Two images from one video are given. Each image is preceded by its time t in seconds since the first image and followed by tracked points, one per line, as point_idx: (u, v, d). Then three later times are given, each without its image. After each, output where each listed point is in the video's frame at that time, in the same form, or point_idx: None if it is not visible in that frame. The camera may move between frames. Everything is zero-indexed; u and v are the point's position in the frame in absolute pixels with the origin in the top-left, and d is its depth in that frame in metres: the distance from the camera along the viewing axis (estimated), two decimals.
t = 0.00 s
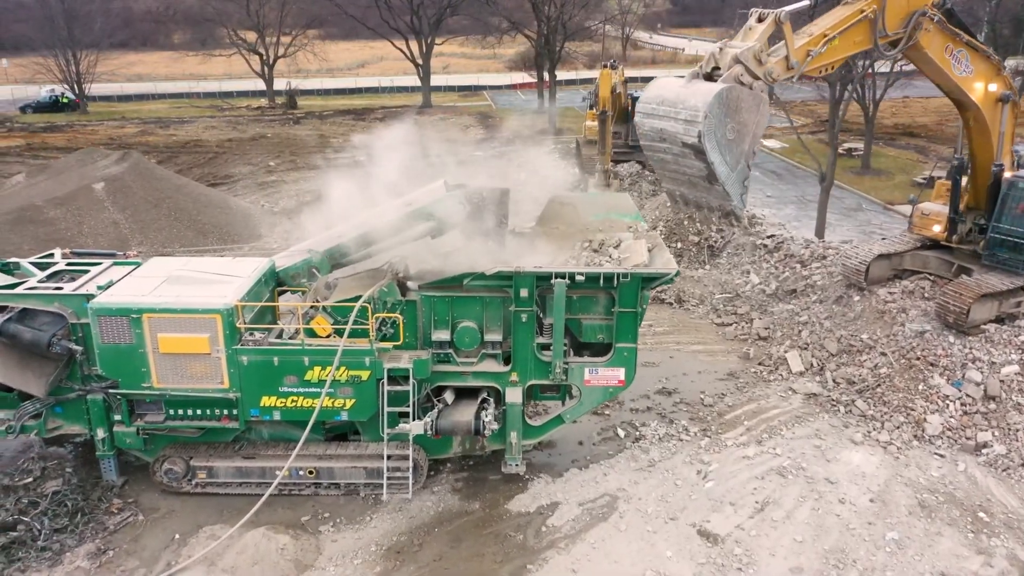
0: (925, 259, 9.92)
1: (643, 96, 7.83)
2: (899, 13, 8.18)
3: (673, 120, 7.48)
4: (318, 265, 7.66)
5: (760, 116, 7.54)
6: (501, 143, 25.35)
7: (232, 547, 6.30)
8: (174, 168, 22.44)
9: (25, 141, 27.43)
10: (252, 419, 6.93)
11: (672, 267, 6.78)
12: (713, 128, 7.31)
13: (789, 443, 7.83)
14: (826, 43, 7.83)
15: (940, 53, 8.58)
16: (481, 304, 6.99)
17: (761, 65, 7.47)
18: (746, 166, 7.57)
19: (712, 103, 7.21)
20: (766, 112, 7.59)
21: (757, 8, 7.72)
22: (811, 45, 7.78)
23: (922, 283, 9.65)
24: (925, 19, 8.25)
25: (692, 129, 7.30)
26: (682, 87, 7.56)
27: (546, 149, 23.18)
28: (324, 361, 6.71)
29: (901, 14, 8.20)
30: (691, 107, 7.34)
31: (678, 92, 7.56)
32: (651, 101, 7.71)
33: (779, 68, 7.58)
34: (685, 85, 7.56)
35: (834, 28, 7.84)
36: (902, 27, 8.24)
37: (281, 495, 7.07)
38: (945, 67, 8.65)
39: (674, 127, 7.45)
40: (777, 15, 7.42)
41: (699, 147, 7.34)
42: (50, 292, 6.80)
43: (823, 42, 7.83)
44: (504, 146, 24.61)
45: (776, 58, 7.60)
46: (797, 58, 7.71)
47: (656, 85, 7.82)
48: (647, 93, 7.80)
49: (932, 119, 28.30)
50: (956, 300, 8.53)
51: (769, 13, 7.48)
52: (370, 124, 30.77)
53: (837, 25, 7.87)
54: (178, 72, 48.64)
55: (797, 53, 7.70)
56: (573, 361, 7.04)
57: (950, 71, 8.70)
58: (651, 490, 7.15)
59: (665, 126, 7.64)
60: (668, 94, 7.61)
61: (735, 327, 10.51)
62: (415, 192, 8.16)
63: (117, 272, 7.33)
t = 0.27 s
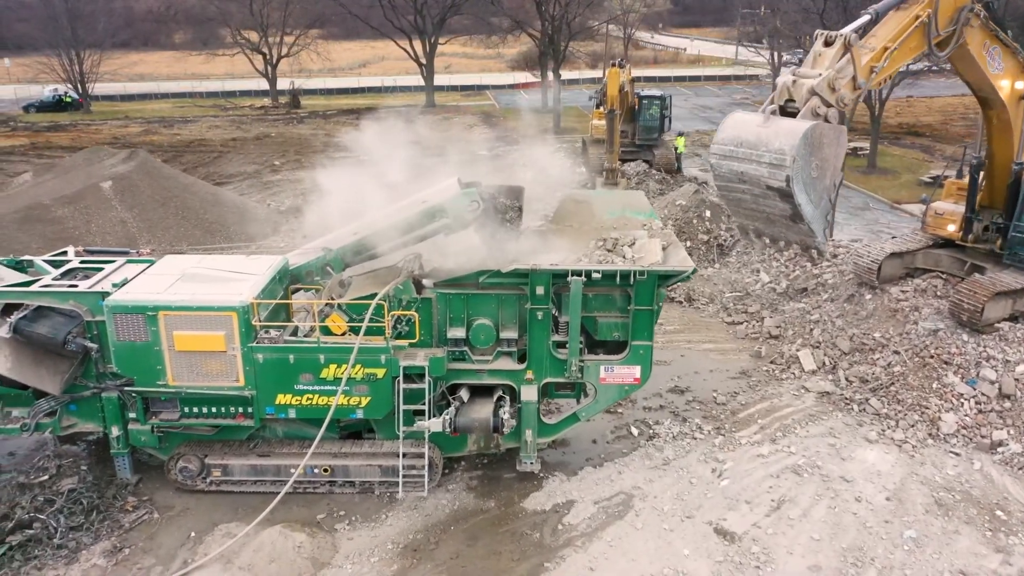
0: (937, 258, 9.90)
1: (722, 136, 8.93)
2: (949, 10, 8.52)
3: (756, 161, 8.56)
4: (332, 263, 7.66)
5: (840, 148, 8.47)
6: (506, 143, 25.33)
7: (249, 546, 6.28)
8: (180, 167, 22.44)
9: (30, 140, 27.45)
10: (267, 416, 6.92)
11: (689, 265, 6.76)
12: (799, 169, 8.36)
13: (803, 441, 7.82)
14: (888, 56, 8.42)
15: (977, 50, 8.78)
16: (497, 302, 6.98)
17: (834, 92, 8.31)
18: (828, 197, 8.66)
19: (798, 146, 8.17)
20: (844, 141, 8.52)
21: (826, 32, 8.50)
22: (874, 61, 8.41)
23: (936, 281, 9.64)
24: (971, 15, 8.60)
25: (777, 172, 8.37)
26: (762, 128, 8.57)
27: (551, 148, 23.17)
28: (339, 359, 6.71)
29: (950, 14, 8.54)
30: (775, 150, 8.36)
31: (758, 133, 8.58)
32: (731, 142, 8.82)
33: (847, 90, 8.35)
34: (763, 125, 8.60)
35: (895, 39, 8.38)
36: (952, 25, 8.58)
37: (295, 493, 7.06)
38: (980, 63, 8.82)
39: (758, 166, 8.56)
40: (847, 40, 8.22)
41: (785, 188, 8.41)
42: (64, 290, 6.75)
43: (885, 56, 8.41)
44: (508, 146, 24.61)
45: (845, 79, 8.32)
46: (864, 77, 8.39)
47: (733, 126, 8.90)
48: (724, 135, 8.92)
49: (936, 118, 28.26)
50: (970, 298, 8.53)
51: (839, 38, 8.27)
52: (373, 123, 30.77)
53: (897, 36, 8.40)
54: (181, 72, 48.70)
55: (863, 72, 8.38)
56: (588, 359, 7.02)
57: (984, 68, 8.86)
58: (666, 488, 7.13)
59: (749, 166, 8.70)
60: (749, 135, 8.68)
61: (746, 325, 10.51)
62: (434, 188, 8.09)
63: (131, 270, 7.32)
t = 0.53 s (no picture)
0: (948, 257, 10.04)
1: (796, 194, 8.84)
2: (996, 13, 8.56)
3: (838, 222, 8.54)
4: (346, 261, 7.65)
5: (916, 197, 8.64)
6: (511, 142, 25.29)
7: (266, 544, 6.27)
8: (184, 166, 22.43)
9: (34, 139, 27.45)
10: (283, 414, 6.91)
11: (705, 262, 6.74)
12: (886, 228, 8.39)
13: (817, 439, 7.81)
14: (948, 79, 8.50)
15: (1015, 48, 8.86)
16: (512, 299, 6.96)
17: (907, 133, 8.36)
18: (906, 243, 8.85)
19: (883, 207, 8.20)
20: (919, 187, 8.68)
21: (889, 69, 8.43)
22: (936, 88, 8.46)
23: (949, 279, 9.77)
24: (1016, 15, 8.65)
25: (864, 233, 8.39)
26: (840, 185, 8.52)
27: (556, 148, 23.14)
28: (355, 356, 6.69)
29: (998, 15, 8.60)
30: (859, 211, 8.35)
31: (836, 191, 8.54)
32: (808, 202, 8.74)
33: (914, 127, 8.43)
34: (841, 182, 8.52)
35: (952, 62, 8.47)
36: (999, 27, 8.64)
37: (310, 491, 7.05)
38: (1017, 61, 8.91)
39: (842, 228, 8.55)
40: (915, 79, 8.21)
41: (871, 247, 8.49)
42: (81, 287, 6.76)
43: (945, 80, 8.49)
44: (513, 145, 24.57)
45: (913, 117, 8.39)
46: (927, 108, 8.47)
47: (804, 182, 8.83)
48: (800, 194, 8.84)
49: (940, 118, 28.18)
50: (985, 296, 8.63)
51: (905, 78, 8.25)
52: (377, 122, 30.75)
53: (954, 58, 8.48)
54: (183, 71, 48.70)
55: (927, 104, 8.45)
56: (604, 357, 7.01)
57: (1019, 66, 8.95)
58: (682, 486, 7.12)
59: (828, 226, 8.70)
60: (829, 193, 8.58)
61: (757, 324, 10.50)
62: (446, 185, 8.11)
63: (146, 268, 7.31)
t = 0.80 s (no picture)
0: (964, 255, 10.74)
1: (862, 249, 8.14)
2: None
3: (908, 279, 7.91)
4: (359, 259, 7.61)
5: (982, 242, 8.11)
6: (515, 142, 25.27)
7: (283, 542, 6.25)
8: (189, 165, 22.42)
9: (38, 139, 27.44)
10: (298, 412, 6.90)
11: (722, 260, 6.72)
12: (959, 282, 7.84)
13: (832, 437, 7.80)
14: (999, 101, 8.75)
15: None
16: (528, 297, 6.95)
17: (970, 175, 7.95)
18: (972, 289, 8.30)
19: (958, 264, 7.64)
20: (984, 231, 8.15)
21: (947, 110, 8.03)
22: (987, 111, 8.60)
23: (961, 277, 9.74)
24: None
25: (937, 290, 7.79)
26: (910, 241, 7.87)
27: (561, 147, 23.12)
28: (371, 354, 6.68)
29: None
30: (931, 268, 7.76)
31: (906, 247, 7.88)
32: (875, 258, 8.05)
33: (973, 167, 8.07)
34: (910, 238, 7.88)
35: (1004, 85, 8.75)
36: None
37: (325, 490, 7.04)
38: None
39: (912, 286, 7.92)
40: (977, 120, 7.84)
41: (943, 303, 7.90)
42: (96, 284, 6.76)
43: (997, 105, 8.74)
44: (518, 144, 24.53)
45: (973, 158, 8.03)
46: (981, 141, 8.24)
47: (869, 235, 8.10)
48: (865, 249, 8.12)
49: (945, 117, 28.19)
50: (998, 295, 8.82)
51: (966, 119, 7.87)
52: (380, 121, 30.75)
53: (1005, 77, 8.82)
54: (186, 71, 48.70)
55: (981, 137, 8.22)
56: (620, 355, 6.99)
57: None
58: (698, 484, 7.11)
59: (896, 283, 8.03)
60: (896, 249, 7.93)
61: (768, 322, 10.49)
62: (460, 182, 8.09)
63: (160, 266, 7.30)
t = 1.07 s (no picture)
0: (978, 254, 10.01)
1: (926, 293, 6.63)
2: None
3: (980, 326, 6.44)
4: (374, 257, 7.59)
5: None
6: (519, 141, 25.24)
7: (301, 540, 6.24)
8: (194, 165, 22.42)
9: (41, 138, 27.39)
10: (314, 410, 6.89)
11: (739, 258, 6.72)
12: None
13: (847, 435, 7.78)
14: None
15: None
16: (544, 294, 6.93)
17: None
18: None
19: None
20: None
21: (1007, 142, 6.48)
22: None
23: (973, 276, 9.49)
24: None
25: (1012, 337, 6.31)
26: (980, 287, 6.45)
27: (566, 145, 23.09)
28: (388, 352, 6.67)
29: None
30: (1005, 315, 6.34)
31: (977, 293, 6.46)
32: (945, 304, 6.54)
33: None
34: (980, 282, 6.46)
35: None
36: None
37: (341, 488, 7.03)
38: None
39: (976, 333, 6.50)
40: None
41: None
42: (112, 282, 6.72)
43: None
44: (522, 144, 24.49)
45: None
46: None
47: (936, 279, 6.64)
48: (931, 293, 6.63)
49: (948, 116, 28.21)
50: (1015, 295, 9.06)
51: None
52: (383, 120, 30.76)
53: None
54: (187, 70, 48.69)
55: None
56: (636, 352, 6.98)
57: None
58: (714, 482, 7.10)
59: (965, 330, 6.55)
60: (966, 291, 6.49)
61: (779, 320, 10.48)
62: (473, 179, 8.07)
63: (175, 263, 7.29)
